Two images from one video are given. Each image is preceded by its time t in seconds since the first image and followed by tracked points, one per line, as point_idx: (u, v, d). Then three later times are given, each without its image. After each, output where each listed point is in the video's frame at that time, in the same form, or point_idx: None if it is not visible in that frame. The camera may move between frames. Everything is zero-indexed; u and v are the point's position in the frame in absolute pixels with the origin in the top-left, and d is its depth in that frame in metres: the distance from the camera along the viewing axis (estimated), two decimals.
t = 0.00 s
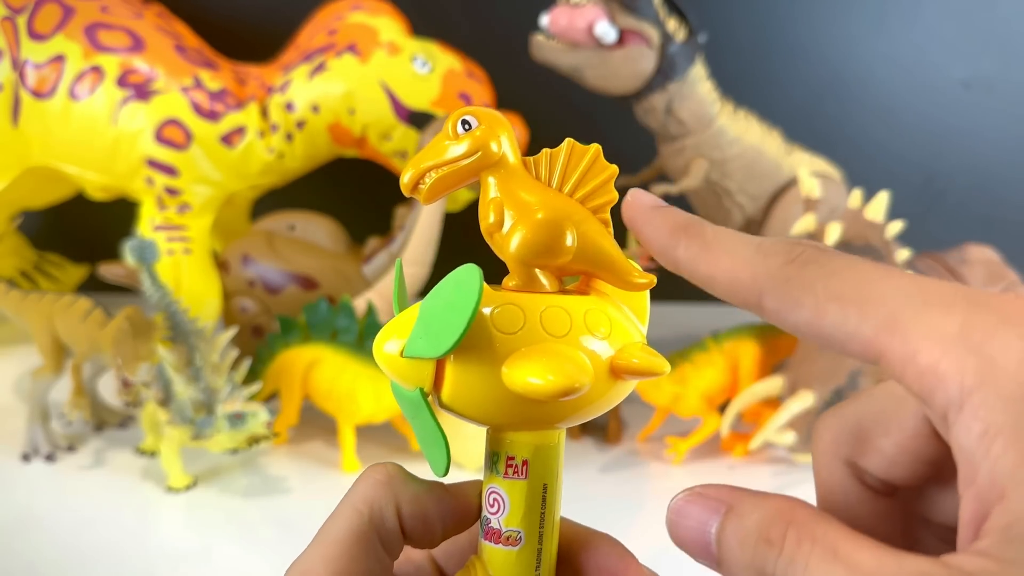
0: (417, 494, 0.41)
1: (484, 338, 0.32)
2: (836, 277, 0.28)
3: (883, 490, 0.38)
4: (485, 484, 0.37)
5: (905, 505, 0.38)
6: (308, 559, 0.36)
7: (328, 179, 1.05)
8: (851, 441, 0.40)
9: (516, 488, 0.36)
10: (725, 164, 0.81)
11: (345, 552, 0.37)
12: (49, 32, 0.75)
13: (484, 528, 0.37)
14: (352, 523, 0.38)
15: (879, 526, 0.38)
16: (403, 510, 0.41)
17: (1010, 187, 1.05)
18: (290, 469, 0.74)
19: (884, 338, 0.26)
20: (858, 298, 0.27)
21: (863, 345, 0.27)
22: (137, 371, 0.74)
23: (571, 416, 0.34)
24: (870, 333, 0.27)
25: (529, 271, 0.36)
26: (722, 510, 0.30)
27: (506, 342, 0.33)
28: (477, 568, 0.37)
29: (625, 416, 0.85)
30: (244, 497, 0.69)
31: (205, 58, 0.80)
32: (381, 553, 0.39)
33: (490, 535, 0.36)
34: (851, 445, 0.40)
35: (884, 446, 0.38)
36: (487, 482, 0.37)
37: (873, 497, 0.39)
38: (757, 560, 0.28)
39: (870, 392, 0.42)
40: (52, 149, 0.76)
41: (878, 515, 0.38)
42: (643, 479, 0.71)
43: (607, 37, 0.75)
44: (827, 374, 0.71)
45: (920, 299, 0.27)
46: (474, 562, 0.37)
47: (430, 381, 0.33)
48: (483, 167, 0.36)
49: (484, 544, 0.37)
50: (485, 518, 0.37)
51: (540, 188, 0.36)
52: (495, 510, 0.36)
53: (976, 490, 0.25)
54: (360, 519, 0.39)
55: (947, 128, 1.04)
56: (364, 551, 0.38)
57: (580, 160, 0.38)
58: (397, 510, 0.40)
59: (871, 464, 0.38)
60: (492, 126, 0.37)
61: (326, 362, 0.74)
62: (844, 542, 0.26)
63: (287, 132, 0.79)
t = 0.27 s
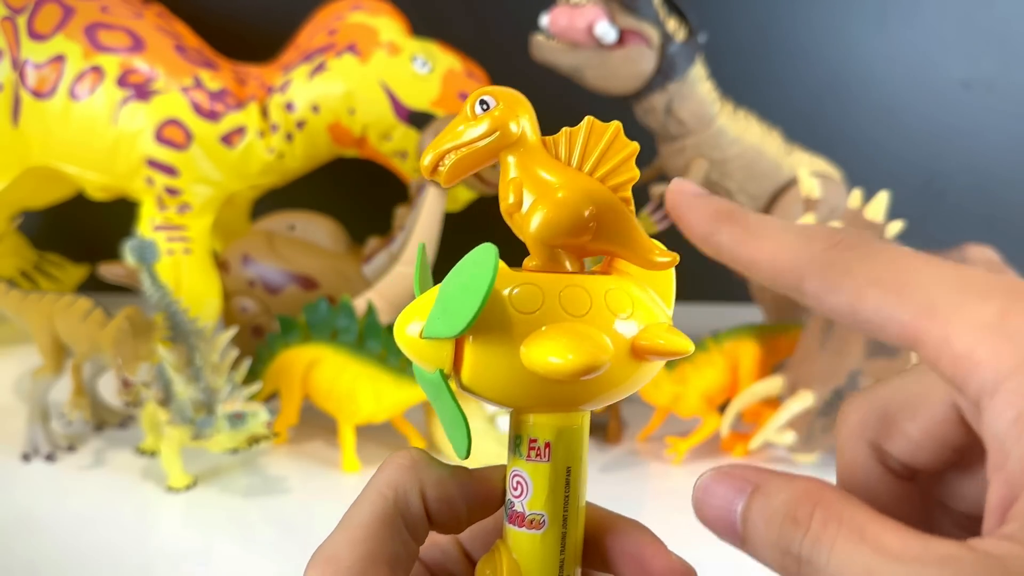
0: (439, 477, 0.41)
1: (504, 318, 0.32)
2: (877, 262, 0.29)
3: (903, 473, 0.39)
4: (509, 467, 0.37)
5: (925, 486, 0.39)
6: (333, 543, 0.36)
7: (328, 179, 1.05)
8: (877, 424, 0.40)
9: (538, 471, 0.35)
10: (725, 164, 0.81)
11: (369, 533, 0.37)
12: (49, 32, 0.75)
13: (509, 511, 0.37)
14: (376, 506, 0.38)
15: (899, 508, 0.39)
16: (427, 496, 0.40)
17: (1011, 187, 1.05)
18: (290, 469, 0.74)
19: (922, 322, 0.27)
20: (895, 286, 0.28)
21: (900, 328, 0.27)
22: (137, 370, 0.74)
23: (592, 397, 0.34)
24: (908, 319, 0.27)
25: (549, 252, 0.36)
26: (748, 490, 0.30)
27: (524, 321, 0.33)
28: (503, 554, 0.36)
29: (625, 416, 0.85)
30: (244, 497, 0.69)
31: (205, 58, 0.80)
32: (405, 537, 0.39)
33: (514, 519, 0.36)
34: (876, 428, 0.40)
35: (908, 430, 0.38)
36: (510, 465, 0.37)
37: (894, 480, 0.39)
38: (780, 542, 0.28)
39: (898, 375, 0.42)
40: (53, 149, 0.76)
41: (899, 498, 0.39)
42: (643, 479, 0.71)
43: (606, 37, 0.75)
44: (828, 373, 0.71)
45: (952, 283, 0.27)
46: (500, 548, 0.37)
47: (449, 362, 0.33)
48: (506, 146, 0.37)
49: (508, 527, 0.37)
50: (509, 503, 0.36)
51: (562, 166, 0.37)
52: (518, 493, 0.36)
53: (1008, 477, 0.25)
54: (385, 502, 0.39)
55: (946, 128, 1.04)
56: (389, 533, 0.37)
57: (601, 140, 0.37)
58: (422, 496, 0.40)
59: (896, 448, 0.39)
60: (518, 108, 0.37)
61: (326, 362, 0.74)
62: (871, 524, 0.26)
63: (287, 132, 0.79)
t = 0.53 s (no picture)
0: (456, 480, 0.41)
1: (516, 297, 0.33)
2: (884, 313, 0.27)
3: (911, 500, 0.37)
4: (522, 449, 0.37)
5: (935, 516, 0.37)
6: (338, 530, 0.35)
7: (328, 180, 1.05)
8: (888, 450, 0.38)
9: (548, 451, 0.36)
10: (725, 164, 0.81)
11: (377, 526, 0.36)
12: (49, 32, 0.75)
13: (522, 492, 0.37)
14: (389, 505, 0.38)
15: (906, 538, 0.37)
16: (441, 501, 0.40)
17: (1011, 186, 1.05)
18: (290, 469, 0.74)
19: (935, 368, 0.25)
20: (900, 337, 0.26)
21: (914, 379, 0.25)
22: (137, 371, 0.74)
23: (601, 382, 0.34)
24: (919, 365, 0.25)
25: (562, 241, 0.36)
26: (757, 509, 0.29)
27: (527, 295, 0.33)
28: (516, 537, 0.36)
29: (625, 416, 0.85)
30: (244, 496, 0.69)
31: (206, 58, 0.80)
32: (415, 539, 0.38)
33: (528, 499, 0.36)
34: (886, 455, 0.38)
35: (919, 459, 0.36)
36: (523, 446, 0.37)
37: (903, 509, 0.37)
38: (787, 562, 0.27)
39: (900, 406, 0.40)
40: (53, 149, 0.76)
41: (906, 528, 0.37)
42: (642, 479, 0.71)
43: (606, 37, 0.75)
44: (827, 374, 0.71)
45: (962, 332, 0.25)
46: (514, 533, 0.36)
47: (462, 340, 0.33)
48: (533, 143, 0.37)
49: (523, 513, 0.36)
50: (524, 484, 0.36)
51: (577, 166, 0.37)
52: (530, 472, 0.36)
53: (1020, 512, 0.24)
54: (398, 502, 0.38)
55: (946, 127, 1.04)
56: (397, 531, 0.37)
57: (613, 139, 0.38)
58: (436, 500, 0.40)
59: (906, 477, 0.37)
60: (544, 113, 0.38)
61: (326, 362, 0.74)
62: (879, 549, 0.25)
63: (287, 132, 0.79)
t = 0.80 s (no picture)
0: (482, 491, 0.37)
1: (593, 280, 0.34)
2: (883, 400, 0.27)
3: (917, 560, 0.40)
4: (553, 427, 0.39)
5: None
6: (347, 536, 0.34)
7: (329, 179, 1.06)
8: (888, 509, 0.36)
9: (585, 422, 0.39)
10: (724, 164, 0.81)
11: (389, 538, 0.34)
12: (51, 33, 0.75)
13: (558, 466, 0.39)
14: (406, 518, 0.35)
15: None
16: (462, 517, 0.37)
17: (1009, 186, 1.05)
18: (291, 468, 0.74)
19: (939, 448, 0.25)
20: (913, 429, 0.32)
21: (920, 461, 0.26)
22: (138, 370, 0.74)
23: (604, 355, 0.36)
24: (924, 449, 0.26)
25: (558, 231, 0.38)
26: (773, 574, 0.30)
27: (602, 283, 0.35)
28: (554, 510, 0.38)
29: (625, 416, 0.85)
30: (245, 496, 0.69)
31: (207, 59, 0.80)
32: (432, 554, 0.36)
33: (562, 470, 0.39)
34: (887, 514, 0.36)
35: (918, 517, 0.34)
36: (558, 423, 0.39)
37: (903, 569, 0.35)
38: None
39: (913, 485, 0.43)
40: (55, 149, 0.76)
41: None
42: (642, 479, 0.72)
43: (606, 38, 0.75)
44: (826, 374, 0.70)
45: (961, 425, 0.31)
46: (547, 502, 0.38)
47: (578, 325, 0.34)
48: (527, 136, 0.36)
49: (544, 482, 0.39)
50: (554, 457, 0.39)
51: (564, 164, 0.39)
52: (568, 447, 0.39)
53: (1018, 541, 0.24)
54: (417, 513, 0.36)
55: (945, 127, 1.04)
56: (410, 545, 0.34)
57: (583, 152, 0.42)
58: (458, 516, 0.37)
59: (923, 549, 0.39)
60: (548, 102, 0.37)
61: (326, 362, 0.74)
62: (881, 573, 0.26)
63: (288, 132, 0.79)
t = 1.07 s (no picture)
0: (485, 487, 0.38)
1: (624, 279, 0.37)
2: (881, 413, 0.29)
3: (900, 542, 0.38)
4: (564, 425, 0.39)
5: (929, 573, 0.38)
6: (350, 525, 0.34)
7: (330, 179, 1.06)
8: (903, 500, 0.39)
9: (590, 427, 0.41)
10: (724, 165, 0.81)
11: (392, 529, 0.34)
12: (51, 33, 0.75)
13: (571, 460, 0.40)
14: (407, 510, 0.36)
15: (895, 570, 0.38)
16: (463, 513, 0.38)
17: (1008, 187, 1.05)
18: (291, 467, 0.74)
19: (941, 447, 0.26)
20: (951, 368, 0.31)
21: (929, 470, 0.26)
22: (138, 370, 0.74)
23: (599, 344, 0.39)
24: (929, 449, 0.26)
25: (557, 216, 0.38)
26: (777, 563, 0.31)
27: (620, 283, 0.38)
28: (571, 503, 0.39)
29: (625, 416, 0.85)
30: (245, 495, 0.70)
31: (207, 59, 0.81)
32: (430, 549, 0.36)
33: (574, 463, 0.40)
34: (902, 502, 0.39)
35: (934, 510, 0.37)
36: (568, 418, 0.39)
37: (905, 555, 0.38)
38: None
39: (931, 462, 0.41)
40: (56, 150, 0.76)
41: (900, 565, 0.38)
42: (642, 478, 0.72)
43: (606, 39, 0.75)
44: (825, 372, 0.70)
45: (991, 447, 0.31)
46: (563, 497, 0.39)
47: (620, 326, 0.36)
48: (551, 121, 0.37)
49: (557, 477, 0.40)
50: (568, 451, 0.40)
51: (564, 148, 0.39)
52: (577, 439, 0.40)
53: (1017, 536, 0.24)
54: (418, 506, 0.36)
55: (944, 127, 1.04)
56: (411, 536, 0.35)
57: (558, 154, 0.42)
58: (459, 511, 0.37)
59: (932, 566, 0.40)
60: (569, 92, 0.38)
61: (327, 361, 0.74)
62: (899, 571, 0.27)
63: (288, 133, 0.79)
